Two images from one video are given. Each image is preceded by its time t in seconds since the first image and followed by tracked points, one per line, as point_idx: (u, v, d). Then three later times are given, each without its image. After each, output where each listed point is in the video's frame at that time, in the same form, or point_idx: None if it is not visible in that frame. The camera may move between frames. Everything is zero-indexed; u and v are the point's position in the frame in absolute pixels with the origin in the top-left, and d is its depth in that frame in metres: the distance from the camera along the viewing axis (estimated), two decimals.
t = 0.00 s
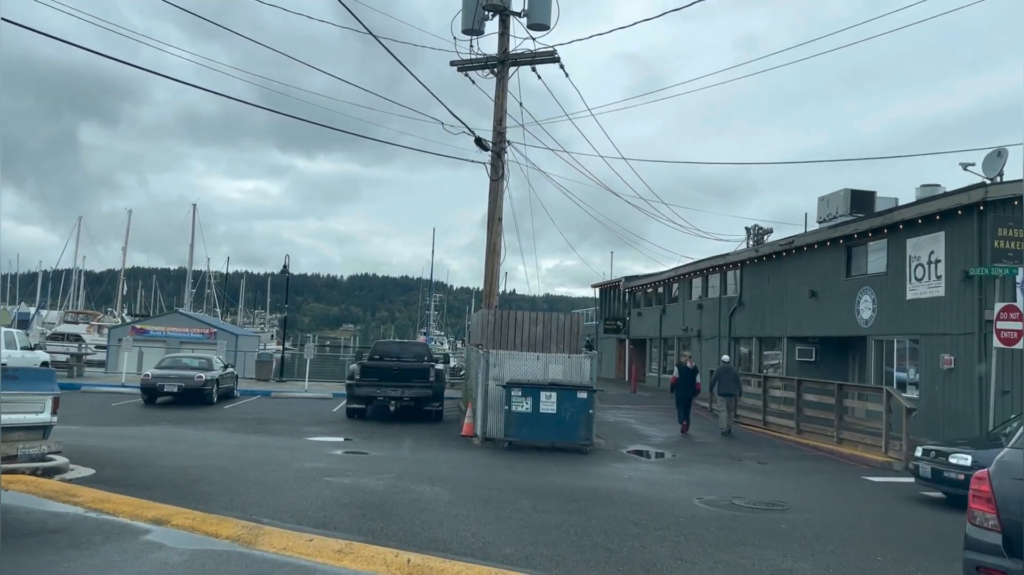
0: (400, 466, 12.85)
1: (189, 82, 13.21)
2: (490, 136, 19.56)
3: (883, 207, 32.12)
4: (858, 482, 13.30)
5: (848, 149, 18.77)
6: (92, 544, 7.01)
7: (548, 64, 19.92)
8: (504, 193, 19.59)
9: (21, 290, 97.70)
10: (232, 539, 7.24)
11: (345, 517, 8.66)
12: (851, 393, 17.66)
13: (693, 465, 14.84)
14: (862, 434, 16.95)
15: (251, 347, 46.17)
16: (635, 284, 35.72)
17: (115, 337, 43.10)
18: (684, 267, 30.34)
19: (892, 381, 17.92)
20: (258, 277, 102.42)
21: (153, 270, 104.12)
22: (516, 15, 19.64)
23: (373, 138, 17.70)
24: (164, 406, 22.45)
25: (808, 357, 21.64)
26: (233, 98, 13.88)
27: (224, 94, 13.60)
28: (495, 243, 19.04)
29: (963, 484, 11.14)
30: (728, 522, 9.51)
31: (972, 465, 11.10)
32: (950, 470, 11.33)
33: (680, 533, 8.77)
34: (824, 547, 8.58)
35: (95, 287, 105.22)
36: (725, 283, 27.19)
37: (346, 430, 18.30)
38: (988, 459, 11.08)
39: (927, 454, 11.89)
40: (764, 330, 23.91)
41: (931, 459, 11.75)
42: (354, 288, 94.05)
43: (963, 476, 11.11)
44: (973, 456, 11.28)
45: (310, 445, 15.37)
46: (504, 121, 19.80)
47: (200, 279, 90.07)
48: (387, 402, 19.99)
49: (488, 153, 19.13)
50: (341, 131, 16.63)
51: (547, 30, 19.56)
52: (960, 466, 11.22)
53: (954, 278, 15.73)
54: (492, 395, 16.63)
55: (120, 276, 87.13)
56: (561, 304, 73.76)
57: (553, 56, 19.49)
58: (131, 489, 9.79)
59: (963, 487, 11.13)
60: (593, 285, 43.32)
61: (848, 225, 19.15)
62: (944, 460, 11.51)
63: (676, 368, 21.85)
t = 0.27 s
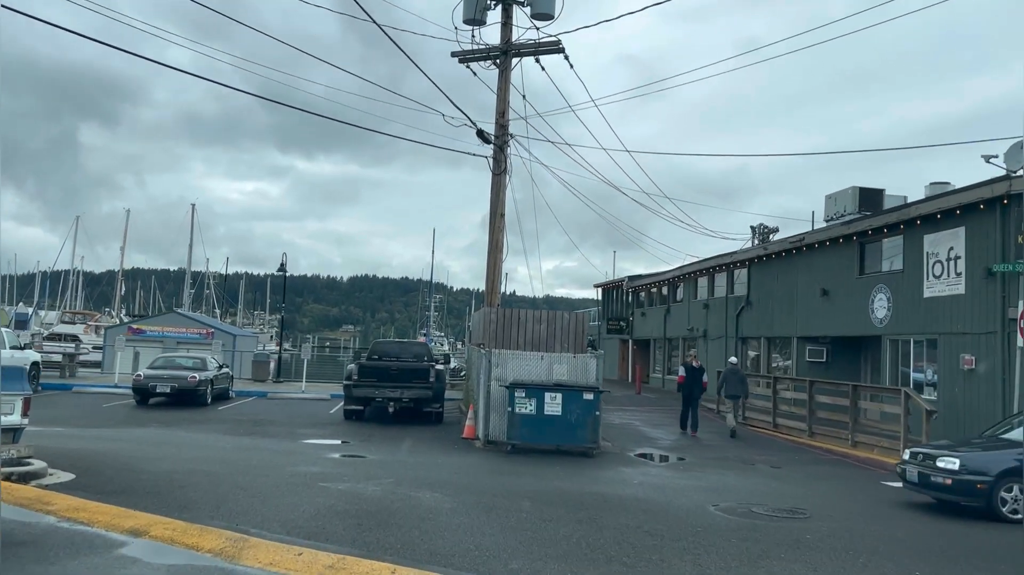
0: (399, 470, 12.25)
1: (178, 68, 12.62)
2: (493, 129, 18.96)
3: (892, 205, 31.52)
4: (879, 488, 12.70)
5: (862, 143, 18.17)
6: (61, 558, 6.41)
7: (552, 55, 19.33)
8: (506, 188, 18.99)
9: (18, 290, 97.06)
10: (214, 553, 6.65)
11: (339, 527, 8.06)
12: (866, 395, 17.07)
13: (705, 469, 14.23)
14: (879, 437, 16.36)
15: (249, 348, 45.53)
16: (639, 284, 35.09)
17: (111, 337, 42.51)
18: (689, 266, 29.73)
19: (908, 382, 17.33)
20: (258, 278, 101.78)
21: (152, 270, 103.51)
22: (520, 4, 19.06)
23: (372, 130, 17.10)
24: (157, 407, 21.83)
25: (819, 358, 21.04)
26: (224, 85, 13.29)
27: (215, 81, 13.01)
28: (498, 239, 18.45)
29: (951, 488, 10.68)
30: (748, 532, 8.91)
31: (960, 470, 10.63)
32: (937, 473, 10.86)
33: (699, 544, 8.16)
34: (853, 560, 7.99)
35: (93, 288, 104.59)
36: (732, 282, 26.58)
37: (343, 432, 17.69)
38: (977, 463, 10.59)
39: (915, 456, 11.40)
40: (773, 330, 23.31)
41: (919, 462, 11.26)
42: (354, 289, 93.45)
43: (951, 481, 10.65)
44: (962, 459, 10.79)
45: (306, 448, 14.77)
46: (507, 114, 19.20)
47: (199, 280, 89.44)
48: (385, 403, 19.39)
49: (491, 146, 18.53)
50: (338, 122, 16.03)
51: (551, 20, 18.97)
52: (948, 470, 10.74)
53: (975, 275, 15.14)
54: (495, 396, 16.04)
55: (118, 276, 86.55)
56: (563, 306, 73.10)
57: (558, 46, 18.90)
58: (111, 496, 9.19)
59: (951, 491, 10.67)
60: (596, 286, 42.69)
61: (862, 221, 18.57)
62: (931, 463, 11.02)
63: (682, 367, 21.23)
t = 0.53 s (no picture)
0: (397, 474, 11.73)
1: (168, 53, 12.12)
2: (495, 122, 18.45)
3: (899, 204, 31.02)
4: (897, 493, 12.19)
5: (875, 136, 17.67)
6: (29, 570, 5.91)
7: (555, 46, 18.84)
8: (509, 183, 18.48)
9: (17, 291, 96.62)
10: (195, 566, 6.16)
11: (333, 536, 7.54)
12: (880, 396, 16.56)
13: (715, 473, 13.72)
14: (894, 440, 15.85)
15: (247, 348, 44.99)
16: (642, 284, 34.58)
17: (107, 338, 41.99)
18: (694, 265, 29.22)
19: (923, 383, 16.82)
20: (257, 279, 101.29)
21: (151, 271, 103.01)
22: None
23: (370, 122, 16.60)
24: (150, 408, 21.30)
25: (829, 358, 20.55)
26: (216, 72, 12.80)
27: (206, 68, 12.52)
28: (500, 235, 17.94)
29: (938, 493, 10.16)
30: (768, 541, 8.39)
31: (947, 473, 10.10)
32: (923, 476, 10.32)
33: (717, 555, 7.65)
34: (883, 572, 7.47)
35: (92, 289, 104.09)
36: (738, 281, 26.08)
37: (340, 434, 17.18)
38: (965, 465, 10.07)
39: (899, 458, 10.85)
40: (781, 330, 22.82)
41: (904, 464, 10.70)
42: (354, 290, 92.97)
43: (937, 485, 10.12)
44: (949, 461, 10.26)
45: (301, 451, 14.26)
46: (509, 107, 18.70)
47: (198, 280, 88.92)
48: (384, 404, 18.87)
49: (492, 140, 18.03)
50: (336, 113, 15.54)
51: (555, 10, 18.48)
52: (934, 473, 10.21)
53: (995, 272, 14.64)
54: (497, 397, 15.52)
55: (116, 277, 86.02)
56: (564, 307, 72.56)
57: (561, 38, 18.42)
58: (91, 502, 8.67)
59: (938, 496, 10.15)
60: (597, 286, 42.14)
61: (875, 217, 18.07)
62: (917, 466, 10.48)
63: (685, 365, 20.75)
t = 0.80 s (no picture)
0: (395, 478, 11.31)
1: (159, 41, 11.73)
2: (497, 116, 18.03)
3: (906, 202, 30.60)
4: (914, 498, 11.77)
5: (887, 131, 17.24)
6: None
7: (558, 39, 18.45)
8: (511, 179, 18.05)
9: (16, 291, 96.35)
10: None
11: (325, 545, 7.12)
12: (892, 397, 16.13)
13: (723, 476, 13.29)
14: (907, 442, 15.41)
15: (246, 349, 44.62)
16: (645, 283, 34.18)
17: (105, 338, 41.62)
18: (698, 264, 28.79)
19: (936, 383, 16.40)
20: (257, 280, 100.89)
21: (151, 272, 102.75)
22: None
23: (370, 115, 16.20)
24: (144, 409, 20.90)
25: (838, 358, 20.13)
26: (210, 61, 12.41)
27: (199, 56, 12.13)
28: (502, 232, 17.53)
29: (920, 495, 9.73)
30: (785, 550, 7.96)
31: (929, 475, 9.67)
32: (906, 478, 9.90)
33: (732, 565, 7.22)
34: None
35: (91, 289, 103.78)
36: (743, 280, 25.64)
37: (338, 435, 16.75)
38: (947, 466, 9.63)
39: (883, 459, 10.44)
40: (788, 330, 22.39)
41: (888, 465, 10.30)
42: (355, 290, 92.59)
43: (919, 487, 9.70)
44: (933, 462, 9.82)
45: (297, 453, 13.84)
46: (511, 101, 18.29)
47: (198, 281, 88.58)
48: (383, 405, 18.45)
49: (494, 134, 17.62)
50: (335, 105, 15.14)
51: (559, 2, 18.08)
52: (917, 474, 9.79)
53: (1011, 269, 14.22)
54: (498, 398, 15.08)
55: (116, 277, 85.66)
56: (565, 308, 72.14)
57: (565, 30, 18.02)
58: (74, 508, 8.25)
59: (921, 498, 9.72)
60: (600, 286, 41.70)
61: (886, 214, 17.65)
62: (900, 467, 10.06)
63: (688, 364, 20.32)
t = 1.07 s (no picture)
0: (394, 481, 10.97)
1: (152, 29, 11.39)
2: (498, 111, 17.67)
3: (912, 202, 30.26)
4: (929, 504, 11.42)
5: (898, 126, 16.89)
6: None
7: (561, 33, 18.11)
8: (513, 176, 17.69)
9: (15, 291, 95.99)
10: None
11: (321, 553, 6.77)
12: (904, 397, 15.78)
13: (731, 479, 12.93)
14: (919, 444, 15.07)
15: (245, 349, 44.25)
16: (648, 283, 33.82)
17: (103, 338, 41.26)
18: (701, 263, 28.44)
19: (948, 384, 16.07)
20: (257, 281, 100.52)
21: (150, 273, 102.39)
22: None
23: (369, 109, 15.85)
24: (139, 409, 20.54)
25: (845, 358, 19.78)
26: (204, 52, 12.07)
27: (193, 46, 11.78)
28: (503, 230, 17.18)
29: (897, 497, 9.37)
30: (803, 557, 7.62)
31: (906, 476, 9.32)
32: (882, 479, 9.54)
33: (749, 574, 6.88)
34: None
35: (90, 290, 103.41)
36: (748, 280, 25.28)
37: (336, 437, 16.39)
38: (923, 467, 9.27)
39: (862, 459, 10.08)
40: (794, 330, 22.04)
41: (866, 466, 9.95)
42: (354, 291, 92.28)
43: (895, 489, 9.34)
44: (910, 463, 9.47)
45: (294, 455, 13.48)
46: (513, 96, 17.94)
47: (198, 281, 88.23)
48: (382, 406, 18.09)
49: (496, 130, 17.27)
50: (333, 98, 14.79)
51: None
52: (893, 475, 9.43)
53: None
54: (500, 398, 14.74)
55: (114, 277, 85.30)
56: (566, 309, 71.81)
57: (568, 24, 17.68)
58: (58, 514, 7.88)
59: (897, 500, 9.36)
60: (601, 286, 41.34)
61: (896, 211, 17.29)
62: (878, 468, 9.70)
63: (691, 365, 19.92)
